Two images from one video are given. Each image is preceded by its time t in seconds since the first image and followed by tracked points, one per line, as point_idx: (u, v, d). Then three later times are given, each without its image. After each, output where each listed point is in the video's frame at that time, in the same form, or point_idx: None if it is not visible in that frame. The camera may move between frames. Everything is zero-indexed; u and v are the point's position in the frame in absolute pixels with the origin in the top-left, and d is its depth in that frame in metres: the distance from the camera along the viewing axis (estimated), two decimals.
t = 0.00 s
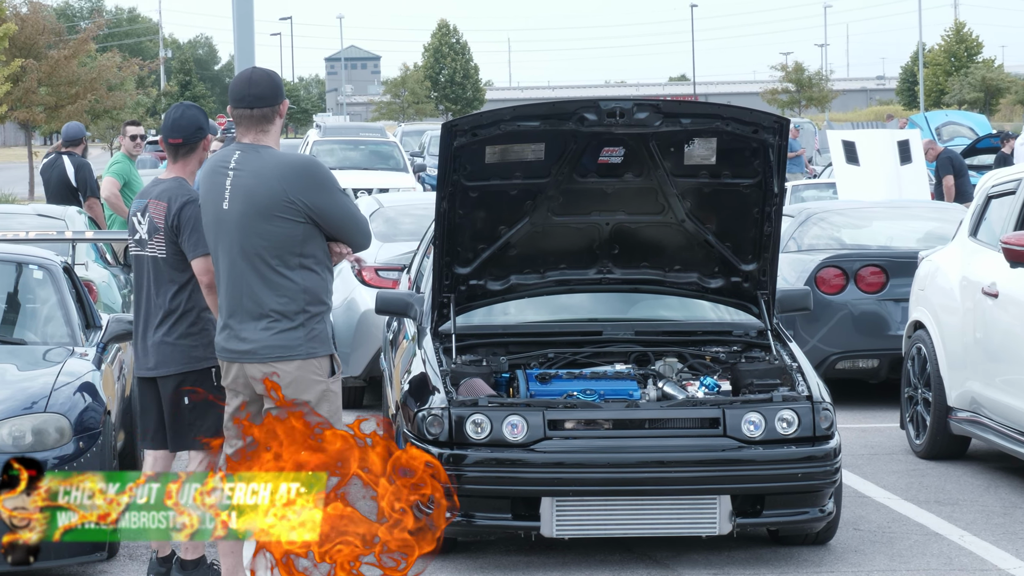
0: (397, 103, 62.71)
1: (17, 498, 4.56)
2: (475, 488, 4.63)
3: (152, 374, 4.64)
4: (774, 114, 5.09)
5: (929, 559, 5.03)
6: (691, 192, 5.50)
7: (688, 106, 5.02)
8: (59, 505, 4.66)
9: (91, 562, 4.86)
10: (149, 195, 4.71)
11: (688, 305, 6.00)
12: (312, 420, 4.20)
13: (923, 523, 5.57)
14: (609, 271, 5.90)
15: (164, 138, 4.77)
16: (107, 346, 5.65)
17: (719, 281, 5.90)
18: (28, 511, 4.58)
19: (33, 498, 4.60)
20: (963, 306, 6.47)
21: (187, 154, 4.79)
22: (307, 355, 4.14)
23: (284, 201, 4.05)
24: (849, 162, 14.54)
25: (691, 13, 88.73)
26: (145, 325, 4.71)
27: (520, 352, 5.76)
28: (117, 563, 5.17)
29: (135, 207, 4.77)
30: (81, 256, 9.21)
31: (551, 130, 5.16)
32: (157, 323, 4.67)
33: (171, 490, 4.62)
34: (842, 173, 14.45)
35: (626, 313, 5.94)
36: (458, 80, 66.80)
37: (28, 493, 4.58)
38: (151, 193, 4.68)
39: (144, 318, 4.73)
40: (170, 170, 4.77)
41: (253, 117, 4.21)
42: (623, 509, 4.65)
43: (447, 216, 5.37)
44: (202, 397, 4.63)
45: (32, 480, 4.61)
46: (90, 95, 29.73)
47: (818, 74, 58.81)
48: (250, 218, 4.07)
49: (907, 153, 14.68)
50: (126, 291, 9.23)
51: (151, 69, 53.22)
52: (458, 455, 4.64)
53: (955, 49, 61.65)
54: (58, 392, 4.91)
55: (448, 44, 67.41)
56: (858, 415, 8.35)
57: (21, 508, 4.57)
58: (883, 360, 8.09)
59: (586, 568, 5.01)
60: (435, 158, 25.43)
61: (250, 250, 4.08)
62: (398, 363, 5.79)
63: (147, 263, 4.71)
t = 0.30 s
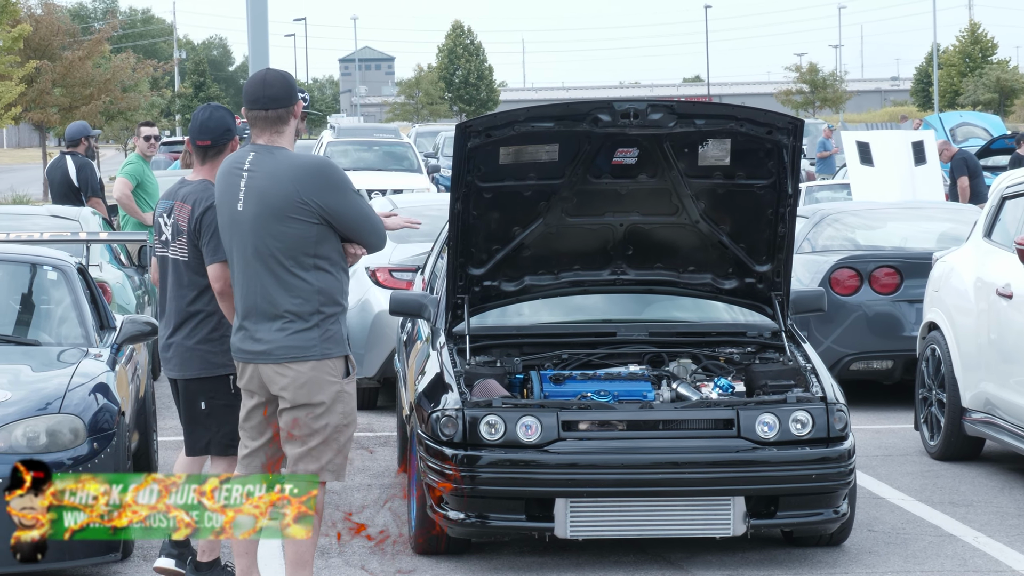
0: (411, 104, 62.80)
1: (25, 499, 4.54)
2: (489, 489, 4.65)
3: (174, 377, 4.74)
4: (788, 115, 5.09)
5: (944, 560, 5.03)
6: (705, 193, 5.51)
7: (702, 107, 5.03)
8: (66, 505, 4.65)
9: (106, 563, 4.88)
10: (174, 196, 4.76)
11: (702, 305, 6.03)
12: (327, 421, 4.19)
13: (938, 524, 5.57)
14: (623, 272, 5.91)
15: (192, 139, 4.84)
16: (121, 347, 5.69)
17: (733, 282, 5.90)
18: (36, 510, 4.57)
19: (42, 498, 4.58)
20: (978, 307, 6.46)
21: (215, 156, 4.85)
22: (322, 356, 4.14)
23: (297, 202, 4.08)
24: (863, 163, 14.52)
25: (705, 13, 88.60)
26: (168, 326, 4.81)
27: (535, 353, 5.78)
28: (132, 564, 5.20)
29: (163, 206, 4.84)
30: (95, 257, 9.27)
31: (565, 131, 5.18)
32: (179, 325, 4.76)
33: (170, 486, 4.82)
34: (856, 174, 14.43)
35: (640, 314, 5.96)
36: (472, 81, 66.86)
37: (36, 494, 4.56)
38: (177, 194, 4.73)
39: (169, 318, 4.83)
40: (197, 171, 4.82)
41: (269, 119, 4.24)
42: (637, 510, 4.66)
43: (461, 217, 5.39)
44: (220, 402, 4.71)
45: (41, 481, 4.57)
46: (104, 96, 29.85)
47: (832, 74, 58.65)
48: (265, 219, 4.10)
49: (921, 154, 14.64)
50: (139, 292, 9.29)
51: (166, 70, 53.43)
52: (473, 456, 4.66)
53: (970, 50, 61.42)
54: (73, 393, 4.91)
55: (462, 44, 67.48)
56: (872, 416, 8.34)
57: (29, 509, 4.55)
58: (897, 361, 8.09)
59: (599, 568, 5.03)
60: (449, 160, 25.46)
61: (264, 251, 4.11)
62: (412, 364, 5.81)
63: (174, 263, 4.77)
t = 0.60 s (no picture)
0: (422, 105, 62.88)
1: (32, 499, 4.53)
2: (501, 490, 4.66)
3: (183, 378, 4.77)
4: (800, 115, 5.09)
5: (955, 561, 5.02)
6: (716, 194, 5.52)
7: (713, 108, 5.03)
8: (72, 504, 4.57)
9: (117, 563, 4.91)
10: (177, 198, 4.80)
11: (713, 306, 6.04)
12: (339, 421, 4.21)
13: (949, 525, 5.57)
14: (634, 272, 5.92)
15: (193, 139, 4.85)
16: (133, 348, 5.73)
17: (744, 283, 5.91)
18: (43, 511, 4.56)
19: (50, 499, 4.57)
20: (989, 308, 6.46)
21: (213, 155, 4.84)
22: (334, 357, 4.17)
23: (308, 203, 4.10)
24: (874, 164, 14.50)
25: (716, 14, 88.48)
26: (175, 326, 4.83)
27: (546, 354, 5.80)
28: (143, 564, 5.23)
29: (165, 207, 4.88)
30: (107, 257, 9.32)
31: (577, 132, 5.19)
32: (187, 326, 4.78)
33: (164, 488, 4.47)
34: (867, 174, 14.41)
35: (651, 314, 5.98)
36: (482, 82, 66.91)
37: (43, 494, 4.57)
38: (181, 196, 4.77)
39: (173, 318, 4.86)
40: (197, 173, 4.82)
41: (282, 120, 4.26)
42: (648, 511, 4.68)
43: (472, 218, 5.41)
44: (230, 399, 4.73)
45: (49, 483, 4.57)
46: (115, 97, 29.96)
47: (844, 75, 58.53)
48: (276, 220, 4.12)
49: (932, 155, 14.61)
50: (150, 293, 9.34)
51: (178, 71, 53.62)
52: (483, 457, 4.68)
53: (982, 50, 61.24)
54: (84, 393, 4.94)
55: (472, 45, 67.53)
56: (883, 417, 8.33)
57: (36, 509, 4.55)
58: (908, 362, 8.08)
59: (610, 569, 5.04)
60: (460, 160, 25.50)
61: (275, 252, 4.14)
62: (423, 364, 5.82)
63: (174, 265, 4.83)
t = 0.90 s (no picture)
0: (429, 105, 62.94)
1: (36, 499, 4.56)
2: (507, 490, 4.67)
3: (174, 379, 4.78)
4: (806, 116, 5.10)
5: (961, 562, 5.03)
6: (723, 194, 5.53)
7: (720, 109, 5.04)
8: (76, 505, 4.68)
9: (124, 563, 4.93)
10: (166, 199, 4.82)
11: (719, 307, 6.05)
12: (344, 422, 4.22)
13: (955, 526, 5.57)
14: (641, 272, 5.94)
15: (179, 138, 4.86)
16: (139, 349, 5.75)
17: (750, 283, 5.92)
18: (48, 511, 4.58)
19: (54, 499, 4.61)
20: (995, 309, 6.46)
21: (196, 154, 4.87)
22: (340, 357, 4.18)
23: (315, 204, 4.12)
24: (881, 164, 14.48)
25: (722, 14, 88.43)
26: (167, 327, 4.83)
27: (552, 355, 5.81)
28: (149, 564, 5.25)
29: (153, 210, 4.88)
30: (113, 257, 9.35)
31: (584, 132, 5.20)
32: (181, 328, 4.78)
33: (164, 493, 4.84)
34: (873, 175, 14.40)
35: (657, 315, 5.99)
36: (489, 83, 66.93)
37: (47, 494, 4.59)
38: (168, 196, 4.80)
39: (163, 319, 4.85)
40: (185, 173, 4.85)
41: (290, 121, 4.28)
42: (654, 511, 4.69)
43: (479, 218, 5.42)
44: (226, 399, 4.76)
45: (52, 484, 4.61)
46: (122, 97, 30.04)
47: (850, 76, 58.47)
48: (283, 221, 4.14)
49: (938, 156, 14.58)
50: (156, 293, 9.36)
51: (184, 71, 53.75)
52: (490, 458, 4.69)
53: (988, 51, 61.14)
54: (91, 393, 4.94)
55: (479, 45, 67.59)
56: (890, 417, 8.33)
57: (42, 509, 4.57)
58: (915, 362, 8.08)
59: (616, 570, 5.05)
60: (467, 160, 25.52)
61: (282, 252, 4.16)
62: (430, 365, 5.84)
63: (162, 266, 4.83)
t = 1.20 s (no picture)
0: (433, 105, 62.99)
1: (39, 499, 4.57)
2: (512, 490, 4.67)
3: (157, 376, 4.78)
4: (811, 116, 5.10)
5: (965, 562, 5.02)
6: (727, 194, 5.53)
7: (724, 109, 5.04)
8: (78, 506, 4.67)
9: (128, 563, 4.94)
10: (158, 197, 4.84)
11: (723, 307, 6.06)
12: (348, 421, 4.23)
13: (960, 526, 5.57)
14: (645, 272, 5.93)
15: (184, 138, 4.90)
16: (143, 349, 5.76)
17: (755, 283, 5.92)
18: (50, 511, 4.58)
19: (57, 499, 4.61)
20: (1000, 309, 6.45)
21: (193, 154, 4.90)
22: (346, 357, 4.19)
23: (320, 204, 4.12)
24: (885, 164, 14.46)
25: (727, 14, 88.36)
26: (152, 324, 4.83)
27: (557, 354, 5.81)
28: (154, 564, 5.26)
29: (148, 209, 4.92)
30: (118, 257, 9.36)
31: (588, 132, 5.20)
32: (165, 325, 4.78)
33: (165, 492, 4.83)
34: (878, 175, 14.38)
35: (662, 315, 5.99)
36: (493, 83, 66.94)
37: (50, 495, 4.59)
38: (157, 191, 4.82)
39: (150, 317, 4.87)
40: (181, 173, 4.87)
41: (295, 121, 4.29)
42: (658, 511, 4.69)
43: (483, 218, 5.42)
44: (208, 395, 4.78)
45: (56, 484, 4.62)
46: (126, 96, 30.09)
47: (855, 75, 58.41)
48: (288, 222, 4.15)
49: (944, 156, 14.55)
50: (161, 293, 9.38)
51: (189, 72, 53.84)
52: (495, 458, 4.70)
53: (993, 50, 61.04)
54: (95, 393, 4.93)
55: (483, 45, 67.60)
56: (894, 417, 8.32)
57: (44, 510, 4.56)
58: (919, 362, 8.08)
59: (621, 570, 5.05)
60: (472, 160, 25.54)
61: (287, 252, 4.16)
62: (434, 364, 5.85)
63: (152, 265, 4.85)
